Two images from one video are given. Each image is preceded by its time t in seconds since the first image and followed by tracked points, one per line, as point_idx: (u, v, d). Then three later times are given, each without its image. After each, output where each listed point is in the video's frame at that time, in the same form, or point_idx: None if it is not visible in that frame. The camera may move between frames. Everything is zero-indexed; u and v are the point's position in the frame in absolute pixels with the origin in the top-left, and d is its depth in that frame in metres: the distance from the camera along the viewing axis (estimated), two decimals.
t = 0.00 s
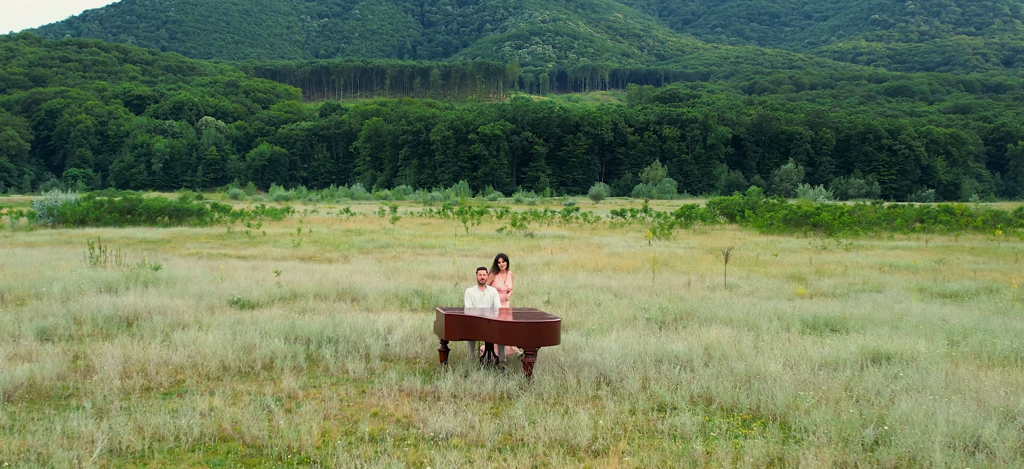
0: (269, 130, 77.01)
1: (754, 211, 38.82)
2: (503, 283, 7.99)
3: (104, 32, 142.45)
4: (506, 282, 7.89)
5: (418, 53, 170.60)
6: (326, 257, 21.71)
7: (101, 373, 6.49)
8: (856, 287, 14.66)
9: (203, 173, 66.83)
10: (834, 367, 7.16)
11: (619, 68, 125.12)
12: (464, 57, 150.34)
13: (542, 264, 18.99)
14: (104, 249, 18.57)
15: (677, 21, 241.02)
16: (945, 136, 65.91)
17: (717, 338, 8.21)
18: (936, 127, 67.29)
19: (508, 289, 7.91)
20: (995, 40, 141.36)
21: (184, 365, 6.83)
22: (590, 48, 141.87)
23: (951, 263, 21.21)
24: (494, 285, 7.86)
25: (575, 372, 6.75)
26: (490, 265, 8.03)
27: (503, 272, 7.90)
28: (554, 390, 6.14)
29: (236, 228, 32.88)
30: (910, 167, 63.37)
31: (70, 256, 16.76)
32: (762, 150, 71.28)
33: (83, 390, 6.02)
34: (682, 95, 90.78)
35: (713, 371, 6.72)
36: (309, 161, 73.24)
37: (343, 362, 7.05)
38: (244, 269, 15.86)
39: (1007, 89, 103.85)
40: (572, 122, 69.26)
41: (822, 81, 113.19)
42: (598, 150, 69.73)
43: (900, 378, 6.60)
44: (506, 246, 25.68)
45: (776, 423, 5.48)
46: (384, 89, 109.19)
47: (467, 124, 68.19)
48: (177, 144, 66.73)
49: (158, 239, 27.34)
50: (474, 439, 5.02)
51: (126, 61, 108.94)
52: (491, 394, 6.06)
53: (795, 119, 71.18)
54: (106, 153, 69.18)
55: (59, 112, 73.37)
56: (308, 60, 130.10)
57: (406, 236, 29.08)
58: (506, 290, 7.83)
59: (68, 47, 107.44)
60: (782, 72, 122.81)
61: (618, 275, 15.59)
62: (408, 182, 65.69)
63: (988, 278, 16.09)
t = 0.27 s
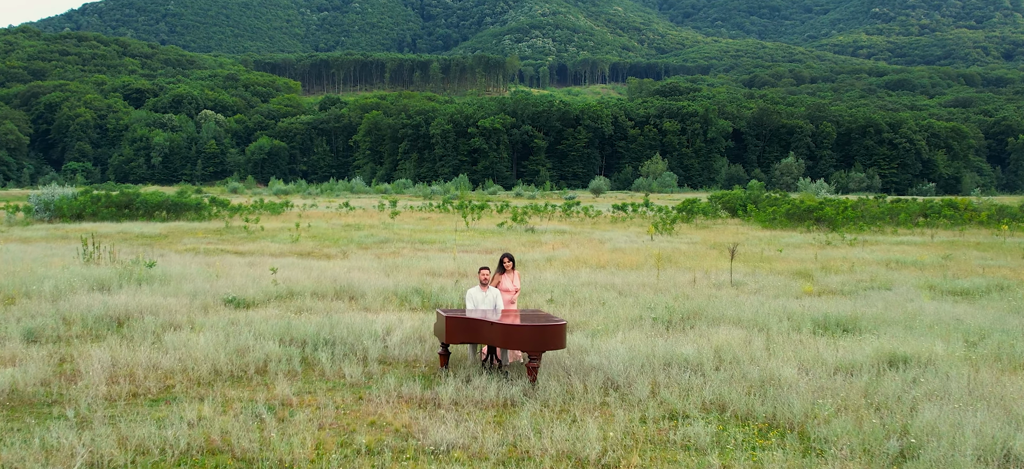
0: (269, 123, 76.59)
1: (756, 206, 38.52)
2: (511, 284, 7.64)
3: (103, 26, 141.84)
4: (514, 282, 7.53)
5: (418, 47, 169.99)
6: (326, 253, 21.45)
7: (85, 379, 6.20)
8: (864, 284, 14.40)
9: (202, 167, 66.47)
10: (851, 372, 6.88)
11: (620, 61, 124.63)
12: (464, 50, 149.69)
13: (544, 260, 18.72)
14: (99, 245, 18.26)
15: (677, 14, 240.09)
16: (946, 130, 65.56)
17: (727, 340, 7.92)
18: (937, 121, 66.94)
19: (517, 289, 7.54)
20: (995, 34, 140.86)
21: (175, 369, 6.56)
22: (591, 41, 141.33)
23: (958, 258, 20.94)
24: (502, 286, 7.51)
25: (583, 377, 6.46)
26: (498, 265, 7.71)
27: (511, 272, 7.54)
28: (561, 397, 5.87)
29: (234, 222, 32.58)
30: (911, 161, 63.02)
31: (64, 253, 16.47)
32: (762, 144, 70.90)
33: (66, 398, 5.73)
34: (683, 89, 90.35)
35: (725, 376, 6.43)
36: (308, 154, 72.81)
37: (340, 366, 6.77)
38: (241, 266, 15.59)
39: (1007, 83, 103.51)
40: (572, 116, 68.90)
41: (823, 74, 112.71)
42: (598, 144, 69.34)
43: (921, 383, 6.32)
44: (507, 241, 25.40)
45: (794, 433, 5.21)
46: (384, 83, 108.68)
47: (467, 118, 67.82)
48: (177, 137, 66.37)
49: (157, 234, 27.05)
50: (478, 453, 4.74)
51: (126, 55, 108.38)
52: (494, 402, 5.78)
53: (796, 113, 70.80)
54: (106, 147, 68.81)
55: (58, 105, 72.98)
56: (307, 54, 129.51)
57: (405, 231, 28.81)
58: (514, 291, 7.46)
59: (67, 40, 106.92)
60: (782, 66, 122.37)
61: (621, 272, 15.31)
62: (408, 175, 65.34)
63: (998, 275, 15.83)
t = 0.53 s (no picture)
0: (268, 115, 76.11)
1: (758, 198, 38.24)
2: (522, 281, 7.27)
3: (103, 18, 141.25)
4: (524, 280, 7.14)
5: (418, 39, 169.29)
6: (325, 248, 21.18)
7: (69, 384, 5.93)
8: (870, 280, 14.16)
9: (202, 158, 66.07)
10: (868, 375, 6.61)
11: (620, 53, 123.98)
12: (464, 42, 148.96)
13: (546, 256, 18.44)
14: (93, 240, 17.96)
15: (677, 6, 238.99)
16: (947, 121, 65.17)
17: (737, 340, 7.67)
18: (938, 113, 66.50)
19: (528, 287, 7.16)
20: (996, 26, 140.13)
21: (164, 373, 6.30)
22: (591, 33, 140.58)
23: (965, 253, 20.68)
24: (511, 284, 7.16)
25: (589, 382, 6.18)
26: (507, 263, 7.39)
27: (520, 270, 7.17)
28: (567, 403, 5.60)
29: (233, 215, 32.28)
30: (912, 152, 62.65)
31: (58, 248, 16.19)
32: (763, 136, 70.47)
33: (47, 405, 5.47)
34: (684, 80, 89.86)
35: (738, 379, 6.16)
36: (308, 146, 72.30)
37: (336, 368, 6.52)
38: (238, 262, 15.33)
39: (1008, 74, 102.96)
40: (573, 108, 68.48)
41: (824, 65, 112.06)
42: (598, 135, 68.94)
43: (940, 390, 6.06)
44: (508, 235, 25.15)
45: (813, 442, 4.94)
46: (383, 74, 108.01)
47: (467, 110, 67.43)
48: (176, 129, 66.02)
49: (154, 228, 26.76)
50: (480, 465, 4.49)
51: (126, 47, 107.74)
52: (497, 408, 5.54)
53: (796, 105, 70.38)
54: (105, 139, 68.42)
55: (57, 97, 72.56)
56: (306, 45, 128.80)
57: (405, 224, 28.53)
58: (524, 289, 7.05)
59: (66, 32, 106.33)
60: (783, 57, 121.74)
61: (624, 267, 15.04)
62: (408, 167, 64.97)
63: (1007, 270, 15.56)
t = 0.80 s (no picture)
0: (268, 105, 75.60)
1: (760, 190, 37.94)
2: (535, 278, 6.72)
3: (101, 8, 140.44)
4: (534, 277, 6.57)
5: (418, 29, 168.39)
6: (324, 241, 20.90)
7: (53, 387, 5.66)
8: (878, 275, 13.92)
9: (201, 149, 65.69)
10: (886, 379, 6.33)
11: (621, 44, 123.23)
12: (464, 32, 148.14)
13: (548, 250, 18.18)
14: (89, 233, 17.68)
15: None
16: (949, 112, 64.82)
17: (749, 341, 7.39)
18: (940, 104, 66.12)
19: (537, 286, 6.58)
20: (998, 16, 139.36)
21: (153, 376, 6.04)
22: (591, 23, 139.74)
23: (972, 247, 20.42)
24: (522, 282, 6.65)
25: (598, 386, 5.90)
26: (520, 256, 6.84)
27: (530, 267, 6.60)
28: (574, 410, 5.33)
29: (231, 207, 31.98)
30: (913, 143, 62.30)
31: (52, 241, 15.92)
32: (763, 127, 70.04)
33: (29, 411, 5.20)
34: (685, 71, 89.29)
35: (752, 383, 5.90)
36: (308, 137, 71.82)
37: (333, 370, 6.25)
38: (236, 256, 15.06)
39: (1010, 65, 102.43)
40: (573, 98, 67.99)
41: (826, 56, 111.45)
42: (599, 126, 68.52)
43: (965, 394, 5.79)
44: (509, 227, 24.88)
45: (835, 452, 4.68)
46: (383, 65, 107.33)
47: (467, 100, 66.98)
48: (175, 120, 65.60)
49: (152, 220, 26.45)
50: None
51: (125, 37, 106.96)
52: (501, 414, 5.26)
53: (797, 96, 69.94)
54: (104, 129, 68.01)
55: (56, 88, 72.10)
56: (306, 36, 127.99)
57: (405, 216, 28.23)
58: (534, 288, 6.53)
59: (65, 22, 105.62)
60: (784, 48, 121.05)
61: (627, 262, 14.78)
62: (408, 158, 64.60)
63: (1016, 265, 15.32)
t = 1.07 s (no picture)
0: (268, 95, 74.90)
1: (763, 180, 37.64)
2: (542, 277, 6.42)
3: None
4: (542, 276, 6.27)
5: (417, 19, 167.27)
6: (323, 233, 20.60)
7: (35, 392, 5.39)
8: (888, 270, 13.64)
9: (201, 139, 65.27)
10: (907, 383, 6.08)
11: (621, 33, 122.40)
12: (464, 22, 147.20)
13: (550, 243, 17.92)
14: (83, 226, 17.37)
15: None
16: (950, 102, 64.39)
17: (763, 340, 7.11)
18: (942, 94, 65.71)
19: (545, 286, 6.29)
20: (998, 6, 138.63)
21: (142, 380, 5.77)
22: (592, 13, 138.81)
23: (980, 239, 20.10)
24: (528, 281, 6.37)
25: (607, 389, 5.63)
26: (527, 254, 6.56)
27: (538, 264, 6.31)
28: (583, 416, 5.06)
29: (229, 198, 31.68)
30: (914, 133, 61.92)
31: (45, 234, 15.63)
32: (764, 117, 69.55)
33: (9, 417, 4.94)
34: (686, 61, 88.69)
35: (769, 387, 5.62)
36: (307, 127, 71.27)
37: (330, 374, 5.96)
38: (232, 251, 14.80)
39: (1011, 54, 101.85)
40: (574, 88, 67.49)
41: (827, 45, 110.75)
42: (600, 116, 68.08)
43: (993, 398, 5.52)
44: (510, 218, 24.62)
45: (861, 465, 4.42)
46: (382, 54, 106.59)
47: (467, 90, 66.52)
48: (175, 110, 65.16)
49: (150, 212, 26.12)
50: None
51: (123, 27, 106.10)
52: (506, 422, 4.99)
53: (798, 85, 69.46)
54: (104, 119, 67.55)
55: (55, 78, 71.60)
56: (305, 25, 127.13)
57: (405, 207, 27.92)
58: (542, 287, 6.23)
59: (64, 12, 104.88)
60: (785, 37, 120.29)
61: (631, 256, 14.51)
62: (407, 148, 64.18)
63: None
